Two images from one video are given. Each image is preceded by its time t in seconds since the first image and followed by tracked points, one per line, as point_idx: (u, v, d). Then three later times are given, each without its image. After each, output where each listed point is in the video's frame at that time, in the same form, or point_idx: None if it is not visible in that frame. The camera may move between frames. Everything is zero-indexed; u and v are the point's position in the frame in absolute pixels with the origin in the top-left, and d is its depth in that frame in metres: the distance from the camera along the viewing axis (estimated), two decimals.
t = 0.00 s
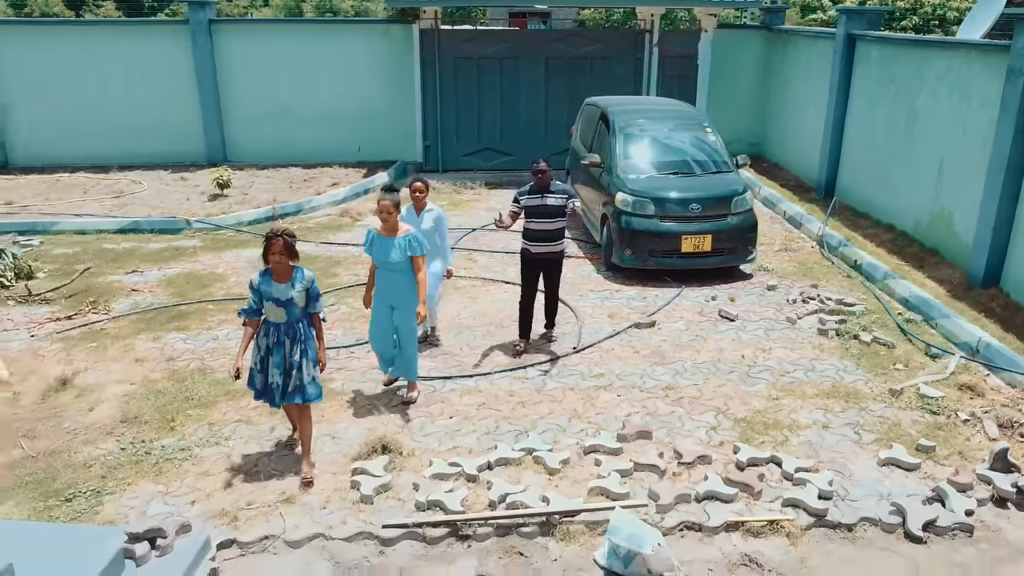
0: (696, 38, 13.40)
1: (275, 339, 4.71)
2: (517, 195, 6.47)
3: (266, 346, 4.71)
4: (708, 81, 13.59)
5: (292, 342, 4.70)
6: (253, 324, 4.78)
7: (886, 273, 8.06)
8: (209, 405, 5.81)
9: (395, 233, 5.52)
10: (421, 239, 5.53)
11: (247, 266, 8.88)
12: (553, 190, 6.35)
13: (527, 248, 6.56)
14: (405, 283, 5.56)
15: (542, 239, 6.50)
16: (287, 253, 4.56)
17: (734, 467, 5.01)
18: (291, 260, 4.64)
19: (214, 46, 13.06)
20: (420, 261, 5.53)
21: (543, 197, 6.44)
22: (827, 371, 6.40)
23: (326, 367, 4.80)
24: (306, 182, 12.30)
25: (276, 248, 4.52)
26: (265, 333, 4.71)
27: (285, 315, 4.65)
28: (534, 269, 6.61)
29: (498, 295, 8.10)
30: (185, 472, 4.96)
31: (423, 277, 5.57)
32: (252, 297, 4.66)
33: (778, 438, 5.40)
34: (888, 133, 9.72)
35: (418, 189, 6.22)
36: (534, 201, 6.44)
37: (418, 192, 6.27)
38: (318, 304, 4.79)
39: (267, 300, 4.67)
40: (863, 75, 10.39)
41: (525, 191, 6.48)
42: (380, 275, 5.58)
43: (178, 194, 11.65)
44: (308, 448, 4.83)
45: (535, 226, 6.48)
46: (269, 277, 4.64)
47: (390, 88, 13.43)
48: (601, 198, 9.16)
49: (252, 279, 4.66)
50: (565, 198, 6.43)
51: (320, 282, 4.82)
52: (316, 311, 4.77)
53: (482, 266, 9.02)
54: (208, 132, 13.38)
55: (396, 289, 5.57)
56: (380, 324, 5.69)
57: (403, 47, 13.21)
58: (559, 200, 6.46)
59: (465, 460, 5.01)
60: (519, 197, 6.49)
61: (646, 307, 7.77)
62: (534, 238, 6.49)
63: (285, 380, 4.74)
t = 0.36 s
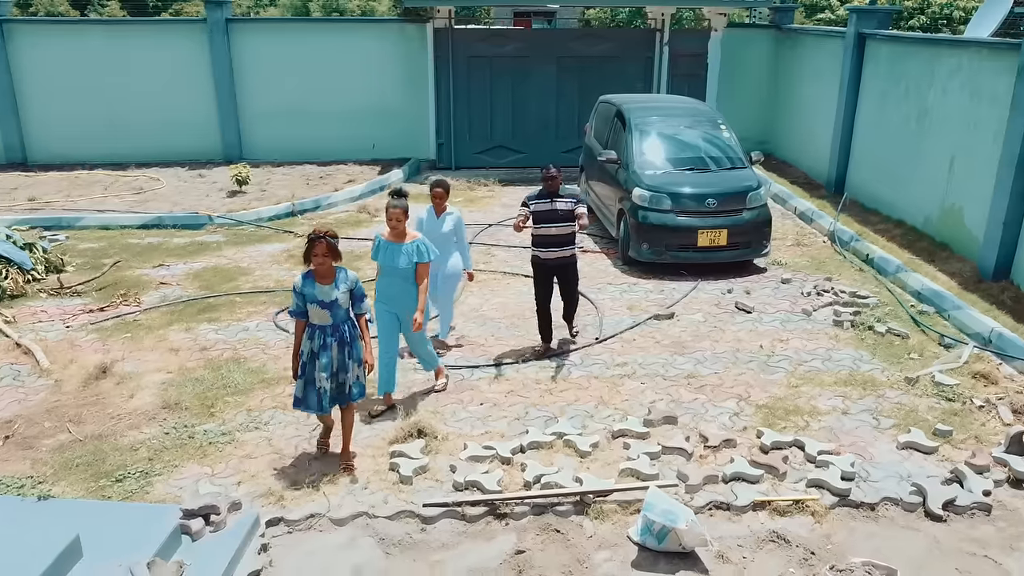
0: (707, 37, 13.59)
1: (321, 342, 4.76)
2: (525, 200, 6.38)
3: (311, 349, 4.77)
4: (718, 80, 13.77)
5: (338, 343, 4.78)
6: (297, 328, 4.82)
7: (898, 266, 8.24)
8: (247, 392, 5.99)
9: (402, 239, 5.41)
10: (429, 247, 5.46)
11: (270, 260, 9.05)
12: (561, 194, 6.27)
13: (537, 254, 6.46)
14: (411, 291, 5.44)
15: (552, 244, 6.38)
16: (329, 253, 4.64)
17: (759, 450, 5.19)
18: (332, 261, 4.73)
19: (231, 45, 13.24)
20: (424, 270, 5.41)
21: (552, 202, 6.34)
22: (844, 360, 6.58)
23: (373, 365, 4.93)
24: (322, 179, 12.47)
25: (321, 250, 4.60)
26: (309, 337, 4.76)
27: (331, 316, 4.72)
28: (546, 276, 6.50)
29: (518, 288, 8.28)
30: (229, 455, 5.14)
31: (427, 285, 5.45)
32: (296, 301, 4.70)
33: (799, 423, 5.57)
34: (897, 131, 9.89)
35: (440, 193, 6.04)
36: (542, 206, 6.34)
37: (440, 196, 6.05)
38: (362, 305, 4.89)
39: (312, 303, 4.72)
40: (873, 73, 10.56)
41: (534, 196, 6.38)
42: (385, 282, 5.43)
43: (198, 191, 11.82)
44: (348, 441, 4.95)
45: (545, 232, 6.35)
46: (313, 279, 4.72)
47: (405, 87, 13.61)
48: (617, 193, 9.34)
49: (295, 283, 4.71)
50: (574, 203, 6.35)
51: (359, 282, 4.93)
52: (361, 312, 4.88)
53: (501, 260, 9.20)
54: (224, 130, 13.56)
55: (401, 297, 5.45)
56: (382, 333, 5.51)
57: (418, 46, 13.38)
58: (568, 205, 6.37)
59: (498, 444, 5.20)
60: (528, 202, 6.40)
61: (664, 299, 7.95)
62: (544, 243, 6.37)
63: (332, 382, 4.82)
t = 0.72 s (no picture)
0: (713, 36, 13.74)
1: (345, 352, 4.60)
2: (541, 204, 6.13)
3: (335, 360, 4.60)
4: (724, 79, 13.92)
5: (363, 354, 4.62)
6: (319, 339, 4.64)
7: (905, 262, 8.38)
8: (272, 383, 6.14)
9: (405, 241, 5.35)
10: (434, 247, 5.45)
11: (287, 256, 9.18)
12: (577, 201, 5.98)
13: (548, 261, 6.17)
14: (418, 291, 5.40)
15: (562, 252, 6.06)
16: (355, 262, 4.50)
17: (774, 438, 5.34)
18: (358, 271, 4.57)
19: (243, 43, 13.38)
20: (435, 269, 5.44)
21: (568, 209, 6.06)
22: (854, 352, 6.72)
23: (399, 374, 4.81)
24: (333, 177, 12.61)
25: (348, 259, 4.46)
26: (333, 347, 4.59)
27: (358, 327, 4.58)
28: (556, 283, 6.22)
29: (532, 283, 8.42)
30: (259, 443, 5.28)
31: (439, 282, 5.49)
32: (320, 310, 4.55)
33: (813, 413, 5.71)
34: (904, 128, 10.03)
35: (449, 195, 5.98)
36: (557, 212, 6.07)
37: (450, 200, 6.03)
38: (388, 315, 4.78)
39: (337, 313, 4.56)
40: (880, 72, 10.70)
41: (552, 200, 6.13)
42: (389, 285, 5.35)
43: (211, 189, 11.97)
44: (354, 460, 4.75)
45: (557, 238, 6.05)
46: (338, 289, 4.57)
47: (415, 85, 13.74)
48: (628, 190, 9.49)
49: (319, 293, 4.56)
50: (591, 211, 6.04)
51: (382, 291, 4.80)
52: (387, 321, 4.76)
53: (514, 256, 9.34)
54: (236, 128, 13.71)
55: (409, 297, 5.39)
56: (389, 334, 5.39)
57: (427, 45, 13.52)
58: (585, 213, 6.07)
59: (520, 432, 5.34)
60: (544, 207, 6.15)
61: (675, 294, 8.10)
62: (555, 251, 6.07)
63: (356, 393, 4.65)
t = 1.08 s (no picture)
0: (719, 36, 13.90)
1: (359, 353, 4.53)
2: (559, 206, 6.07)
3: (349, 359, 4.54)
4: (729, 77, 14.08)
5: (376, 356, 4.52)
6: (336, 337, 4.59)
7: (911, 257, 8.53)
8: (295, 373, 6.30)
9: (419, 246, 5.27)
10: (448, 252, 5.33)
11: (303, 252, 9.33)
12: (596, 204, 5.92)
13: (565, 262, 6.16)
14: (430, 297, 5.38)
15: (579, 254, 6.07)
16: (374, 265, 4.39)
17: (787, 426, 5.49)
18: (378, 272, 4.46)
19: (255, 43, 13.54)
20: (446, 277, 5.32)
21: (586, 211, 6.02)
22: (863, 344, 6.88)
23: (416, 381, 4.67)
24: (344, 175, 12.76)
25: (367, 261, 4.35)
26: (348, 347, 4.54)
27: (372, 328, 4.47)
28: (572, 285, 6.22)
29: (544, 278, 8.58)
30: (286, 430, 5.44)
31: (450, 291, 5.39)
32: (336, 309, 4.49)
33: (823, 402, 5.87)
34: (909, 126, 10.18)
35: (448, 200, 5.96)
36: (575, 214, 6.01)
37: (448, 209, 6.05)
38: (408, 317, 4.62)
39: (353, 312, 4.48)
40: (885, 71, 10.86)
41: (570, 202, 6.05)
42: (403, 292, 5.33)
43: (224, 186, 12.12)
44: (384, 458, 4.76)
45: (574, 241, 6.04)
46: (355, 289, 4.48)
47: (424, 84, 13.90)
48: (638, 187, 9.64)
49: (337, 291, 4.47)
50: (609, 215, 5.99)
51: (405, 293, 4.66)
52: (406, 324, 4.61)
53: (526, 251, 9.50)
54: (247, 126, 13.87)
55: (422, 305, 5.39)
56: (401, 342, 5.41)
57: (437, 44, 13.68)
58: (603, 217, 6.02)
59: (540, 419, 5.49)
60: (562, 208, 6.09)
61: (686, 288, 8.25)
62: (573, 252, 6.08)
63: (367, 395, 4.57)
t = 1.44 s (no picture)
0: (724, 36, 13.98)
1: (371, 378, 4.27)
2: (564, 217, 5.81)
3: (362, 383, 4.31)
4: (734, 78, 14.17)
5: (388, 382, 4.24)
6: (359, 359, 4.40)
7: (917, 256, 8.62)
8: (312, 369, 6.39)
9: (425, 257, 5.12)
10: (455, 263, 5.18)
11: (314, 250, 9.42)
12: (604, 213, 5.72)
13: (572, 275, 5.93)
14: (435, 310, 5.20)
15: (588, 267, 5.86)
16: (392, 285, 4.15)
17: (797, 421, 5.58)
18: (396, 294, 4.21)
19: (263, 43, 13.64)
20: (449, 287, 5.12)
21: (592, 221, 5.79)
22: (871, 341, 6.97)
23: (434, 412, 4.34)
24: (352, 174, 12.85)
25: (385, 281, 4.13)
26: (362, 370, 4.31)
27: (383, 352, 4.22)
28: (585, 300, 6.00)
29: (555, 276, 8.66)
30: (305, 425, 5.52)
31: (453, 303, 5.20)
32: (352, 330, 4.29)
33: (833, 398, 5.96)
34: (914, 126, 10.28)
35: (458, 211, 5.73)
36: (582, 225, 5.78)
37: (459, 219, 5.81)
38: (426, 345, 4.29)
39: (367, 334, 4.25)
40: (889, 71, 10.95)
41: (575, 214, 5.81)
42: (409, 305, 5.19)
43: (234, 185, 12.22)
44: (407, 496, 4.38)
45: (583, 252, 5.81)
46: (372, 309, 4.25)
47: (431, 84, 13.99)
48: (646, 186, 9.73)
49: (354, 311, 4.28)
50: (617, 223, 5.80)
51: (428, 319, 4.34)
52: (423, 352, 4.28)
53: (535, 250, 9.59)
54: (255, 126, 13.96)
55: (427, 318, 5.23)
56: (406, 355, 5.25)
57: (444, 44, 13.76)
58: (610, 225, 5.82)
59: (555, 415, 5.59)
60: (567, 220, 5.84)
61: (694, 287, 8.35)
62: (582, 264, 5.85)
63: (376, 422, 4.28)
